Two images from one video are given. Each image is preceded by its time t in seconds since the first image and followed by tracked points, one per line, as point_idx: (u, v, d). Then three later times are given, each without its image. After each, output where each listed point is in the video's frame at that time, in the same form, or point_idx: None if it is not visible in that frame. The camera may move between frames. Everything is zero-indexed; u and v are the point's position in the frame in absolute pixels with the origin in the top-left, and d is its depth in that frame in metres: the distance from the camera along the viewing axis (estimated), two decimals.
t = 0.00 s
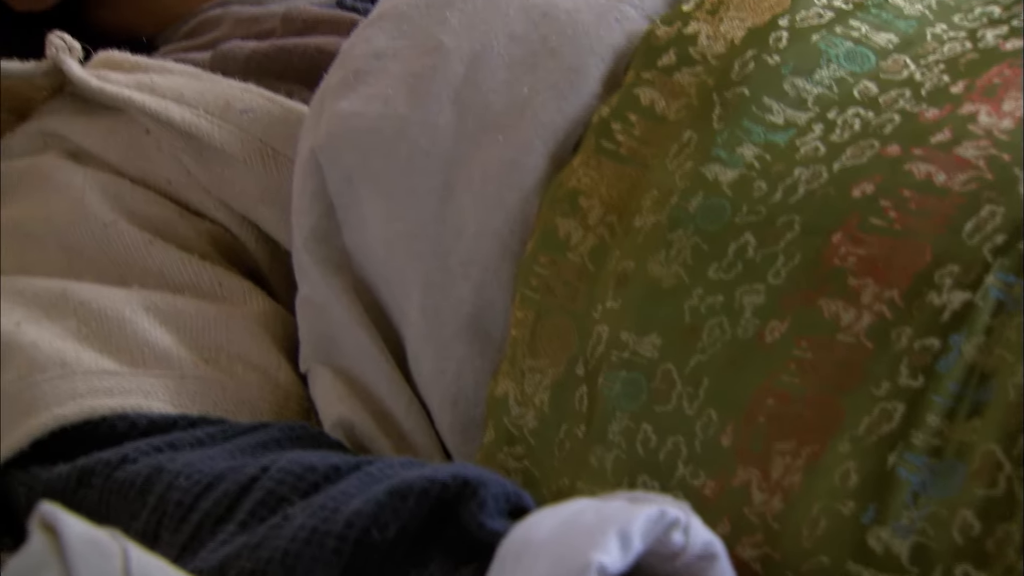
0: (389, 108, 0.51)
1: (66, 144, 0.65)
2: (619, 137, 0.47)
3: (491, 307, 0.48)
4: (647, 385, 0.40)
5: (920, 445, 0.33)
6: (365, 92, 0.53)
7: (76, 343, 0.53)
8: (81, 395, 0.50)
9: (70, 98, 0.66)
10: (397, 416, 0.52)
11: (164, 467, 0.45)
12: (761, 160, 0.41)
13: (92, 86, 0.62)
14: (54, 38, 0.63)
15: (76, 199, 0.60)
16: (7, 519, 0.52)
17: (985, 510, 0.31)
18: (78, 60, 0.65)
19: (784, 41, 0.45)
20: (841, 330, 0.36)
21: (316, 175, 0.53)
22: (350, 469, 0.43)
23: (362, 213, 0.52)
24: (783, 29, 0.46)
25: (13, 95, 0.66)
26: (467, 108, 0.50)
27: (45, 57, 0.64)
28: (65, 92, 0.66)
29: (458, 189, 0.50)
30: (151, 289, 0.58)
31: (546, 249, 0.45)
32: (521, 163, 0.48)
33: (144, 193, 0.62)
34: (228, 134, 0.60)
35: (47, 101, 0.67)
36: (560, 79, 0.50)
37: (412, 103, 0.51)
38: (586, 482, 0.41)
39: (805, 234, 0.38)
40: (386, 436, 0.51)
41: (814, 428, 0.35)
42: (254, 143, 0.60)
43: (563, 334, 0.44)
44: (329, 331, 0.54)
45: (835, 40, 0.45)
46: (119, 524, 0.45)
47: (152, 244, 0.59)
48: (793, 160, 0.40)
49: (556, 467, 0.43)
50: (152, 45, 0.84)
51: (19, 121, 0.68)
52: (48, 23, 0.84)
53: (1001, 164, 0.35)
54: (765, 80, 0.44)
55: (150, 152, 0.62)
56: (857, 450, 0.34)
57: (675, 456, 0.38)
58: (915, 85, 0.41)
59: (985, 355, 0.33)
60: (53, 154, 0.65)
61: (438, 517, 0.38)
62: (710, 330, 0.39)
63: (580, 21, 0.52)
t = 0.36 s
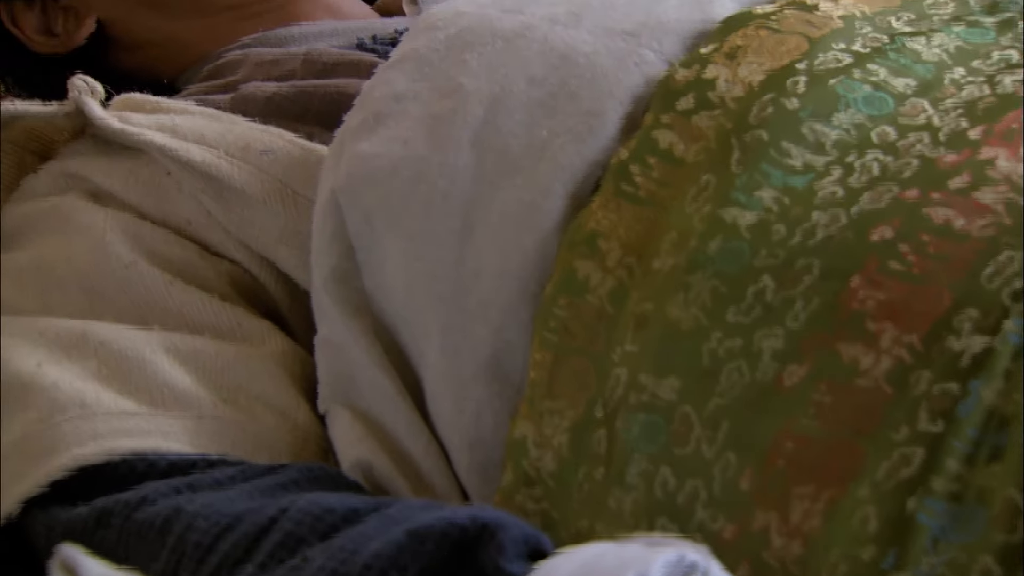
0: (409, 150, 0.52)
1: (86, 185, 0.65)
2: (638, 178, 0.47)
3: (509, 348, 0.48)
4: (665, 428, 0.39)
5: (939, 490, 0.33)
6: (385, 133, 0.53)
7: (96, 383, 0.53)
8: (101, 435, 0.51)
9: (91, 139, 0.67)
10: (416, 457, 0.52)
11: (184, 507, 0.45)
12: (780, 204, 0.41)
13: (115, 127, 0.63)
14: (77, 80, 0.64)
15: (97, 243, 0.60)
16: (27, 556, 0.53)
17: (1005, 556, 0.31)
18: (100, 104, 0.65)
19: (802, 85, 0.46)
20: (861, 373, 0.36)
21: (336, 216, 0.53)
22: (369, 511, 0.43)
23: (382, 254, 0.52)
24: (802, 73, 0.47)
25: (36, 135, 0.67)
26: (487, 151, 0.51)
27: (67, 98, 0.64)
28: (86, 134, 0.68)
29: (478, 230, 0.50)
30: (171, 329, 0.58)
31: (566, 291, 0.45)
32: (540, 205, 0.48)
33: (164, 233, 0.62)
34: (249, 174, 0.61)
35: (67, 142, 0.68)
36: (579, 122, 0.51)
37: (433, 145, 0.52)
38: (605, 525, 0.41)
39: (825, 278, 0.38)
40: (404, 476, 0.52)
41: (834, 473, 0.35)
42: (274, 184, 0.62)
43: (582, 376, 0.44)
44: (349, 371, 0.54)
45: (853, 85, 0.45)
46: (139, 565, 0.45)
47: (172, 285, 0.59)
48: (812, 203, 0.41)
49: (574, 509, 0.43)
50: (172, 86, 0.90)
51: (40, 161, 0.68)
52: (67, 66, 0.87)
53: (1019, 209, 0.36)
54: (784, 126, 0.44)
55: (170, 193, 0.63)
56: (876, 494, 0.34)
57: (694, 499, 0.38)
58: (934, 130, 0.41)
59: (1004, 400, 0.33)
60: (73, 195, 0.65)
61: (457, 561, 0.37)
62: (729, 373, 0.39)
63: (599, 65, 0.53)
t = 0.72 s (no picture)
0: (428, 191, 0.52)
1: (107, 226, 0.66)
2: (657, 221, 0.47)
3: (528, 389, 0.48)
4: (684, 471, 0.39)
5: (959, 534, 0.32)
6: (404, 174, 0.54)
7: (115, 424, 0.54)
8: (121, 476, 0.51)
9: (112, 180, 0.68)
10: (434, 496, 0.52)
11: (203, 548, 0.46)
12: (799, 246, 0.41)
13: (136, 168, 0.63)
14: (100, 122, 0.64)
15: (118, 282, 0.61)
16: None
17: None
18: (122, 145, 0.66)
19: (821, 129, 0.46)
20: (880, 417, 0.35)
21: (354, 257, 0.54)
22: (388, 551, 0.44)
23: (400, 294, 0.53)
24: (821, 117, 0.47)
25: (57, 176, 0.69)
26: (506, 192, 0.51)
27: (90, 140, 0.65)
28: (107, 174, 0.69)
29: (496, 271, 0.50)
30: (191, 369, 0.59)
31: (584, 332, 0.45)
32: (559, 247, 0.49)
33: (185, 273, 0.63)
34: (268, 215, 0.62)
35: (90, 183, 0.69)
36: (597, 163, 0.51)
37: (451, 187, 0.52)
38: (624, 566, 0.41)
39: (844, 320, 0.38)
40: (423, 517, 0.52)
41: (854, 517, 0.35)
42: (293, 224, 0.62)
43: (600, 418, 0.44)
44: (367, 411, 0.54)
45: (872, 128, 0.45)
46: None
47: (192, 325, 0.60)
48: (830, 246, 0.41)
49: (593, 550, 0.43)
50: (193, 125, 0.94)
51: (61, 201, 0.70)
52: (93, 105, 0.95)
53: None
54: (802, 168, 0.44)
55: (191, 234, 0.63)
56: (896, 538, 0.33)
57: (713, 542, 0.38)
58: (952, 173, 0.41)
59: None
60: (95, 236, 0.66)
61: None
62: (747, 416, 0.39)
63: (618, 107, 0.54)
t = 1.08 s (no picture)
0: (452, 237, 0.53)
1: (134, 270, 0.67)
2: (680, 266, 0.47)
3: (551, 434, 0.49)
4: (707, 517, 0.40)
5: None
6: (427, 220, 0.54)
7: (140, 467, 0.54)
8: (146, 520, 0.51)
9: (138, 224, 0.69)
10: (455, 540, 0.52)
11: None
12: (823, 293, 0.41)
13: (162, 213, 0.64)
14: (126, 167, 0.65)
15: (143, 327, 0.62)
16: None
17: None
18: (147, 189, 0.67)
19: (844, 175, 0.46)
20: (904, 464, 0.35)
21: (377, 301, 0.54)
22: None
23: (423, 339, 0.53)
24: (844, 163, 0.47)
25: (85, 220, 0.70)
26: (529, 238, 0.52)
27: (116, 185, 0.66)
28: (133, 219, 0.70)
29: (519, 317, 0.50)
30: (214, 413, 0.59)
31: (607, 377, 0.46)
32: (582, 291, 0.49)
33: (211, 318, 0.64)
34: (293, 259, 0.62)
35: (116, 227, 0.71)
36: (620, 209, 0.51)
37: (475, 232, 0.52)
38: None
39: (868, 367, 0.38)
40: (446, 561, 0.52)
41: (879, 566, 0.34)
42: (317, 268, 0.62)
43: (624, 464, 0.44)
44: (390, 456, 0.55)
45: (895, 175, 0.46)
46: None
47: (217, 369, 0.60)
48: (854, 293, 0.41)
49: None
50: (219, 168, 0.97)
51: (88, 246, 0.72)
52: (121, 151, 0.95)
53: None
54: (826, 215, 0.45)
55: (216, 278, 0.64)
56: None
57: None
58: (975, 221, 0.41)
59: None
60: (121, 279, 0.67)
61: None
62: (771, 463, 0.39)
63: (641, 152, 0.54)
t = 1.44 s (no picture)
0: (478, 285, 0.53)
1: (161, 317, 0.68)
2: (706, 316, 0.47)
3: (577, 483, 0.49)
4: (733, 568, 0.39)
5: None
6: (453, 267, 0.54)
7: (167, 515, 0.55)
8: (172, 568, 0.52)
9: (166, 271, 0.70)
10: None
11: None
12: (848, 344, 0.41)
13: (190, 261, 0.64)
14: (154, 214, 0.66)
15: (171, 371, 0.63)
16: None
17: None
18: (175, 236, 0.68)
19: (869, 226, 0.46)
20: (931, 517, 0.35)
21: (403, 349, 0.54)
22: None
23: (448, 388, 0.53)
24: (869, 214, 0.47)
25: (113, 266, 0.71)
26: (555, 287, 0.52)
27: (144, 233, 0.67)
28: (161, 265, 0.71)
29: (544, 367, 0.50)
30: (241, 461, 0.60)
31: (632, 427, 0.46)
32: (608, 341, 0.49)
33: (237, 365, 0.64)
34: (319, 307, 0.62)
35: (144, 273, 0.71)
36: (646, 259, 0.52)
37: (501, 281, 0.52)
38: None
39: (894, 419, 0.38)
40: None
41: None
42: (343, 316, 0.62)
43: (649, 516, 0.44)
44: (415, 504, 0.55)
45: (920, 225, 0.46)
46: None
47: (243, 417, 0.61)
48: (880, 344, 0.40)
49: None
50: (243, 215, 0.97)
51: (116, 293, 0.73)
52: (149, 199, 0.97)
53: None
54: (851, 264, 0.45)
55: (244, 326, 0.65)
56: None
57: None
58: (1001, 272, 0.41)
59: None
60: (149, 326, 0.68)
61: None
62: (798, 514, 0.38)
63: (666, 203, 0.54)
